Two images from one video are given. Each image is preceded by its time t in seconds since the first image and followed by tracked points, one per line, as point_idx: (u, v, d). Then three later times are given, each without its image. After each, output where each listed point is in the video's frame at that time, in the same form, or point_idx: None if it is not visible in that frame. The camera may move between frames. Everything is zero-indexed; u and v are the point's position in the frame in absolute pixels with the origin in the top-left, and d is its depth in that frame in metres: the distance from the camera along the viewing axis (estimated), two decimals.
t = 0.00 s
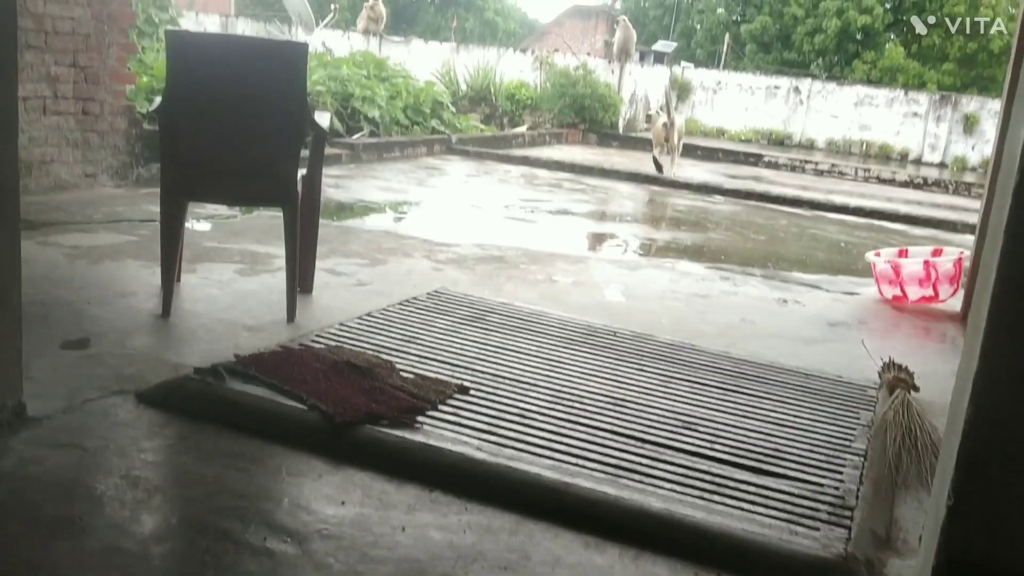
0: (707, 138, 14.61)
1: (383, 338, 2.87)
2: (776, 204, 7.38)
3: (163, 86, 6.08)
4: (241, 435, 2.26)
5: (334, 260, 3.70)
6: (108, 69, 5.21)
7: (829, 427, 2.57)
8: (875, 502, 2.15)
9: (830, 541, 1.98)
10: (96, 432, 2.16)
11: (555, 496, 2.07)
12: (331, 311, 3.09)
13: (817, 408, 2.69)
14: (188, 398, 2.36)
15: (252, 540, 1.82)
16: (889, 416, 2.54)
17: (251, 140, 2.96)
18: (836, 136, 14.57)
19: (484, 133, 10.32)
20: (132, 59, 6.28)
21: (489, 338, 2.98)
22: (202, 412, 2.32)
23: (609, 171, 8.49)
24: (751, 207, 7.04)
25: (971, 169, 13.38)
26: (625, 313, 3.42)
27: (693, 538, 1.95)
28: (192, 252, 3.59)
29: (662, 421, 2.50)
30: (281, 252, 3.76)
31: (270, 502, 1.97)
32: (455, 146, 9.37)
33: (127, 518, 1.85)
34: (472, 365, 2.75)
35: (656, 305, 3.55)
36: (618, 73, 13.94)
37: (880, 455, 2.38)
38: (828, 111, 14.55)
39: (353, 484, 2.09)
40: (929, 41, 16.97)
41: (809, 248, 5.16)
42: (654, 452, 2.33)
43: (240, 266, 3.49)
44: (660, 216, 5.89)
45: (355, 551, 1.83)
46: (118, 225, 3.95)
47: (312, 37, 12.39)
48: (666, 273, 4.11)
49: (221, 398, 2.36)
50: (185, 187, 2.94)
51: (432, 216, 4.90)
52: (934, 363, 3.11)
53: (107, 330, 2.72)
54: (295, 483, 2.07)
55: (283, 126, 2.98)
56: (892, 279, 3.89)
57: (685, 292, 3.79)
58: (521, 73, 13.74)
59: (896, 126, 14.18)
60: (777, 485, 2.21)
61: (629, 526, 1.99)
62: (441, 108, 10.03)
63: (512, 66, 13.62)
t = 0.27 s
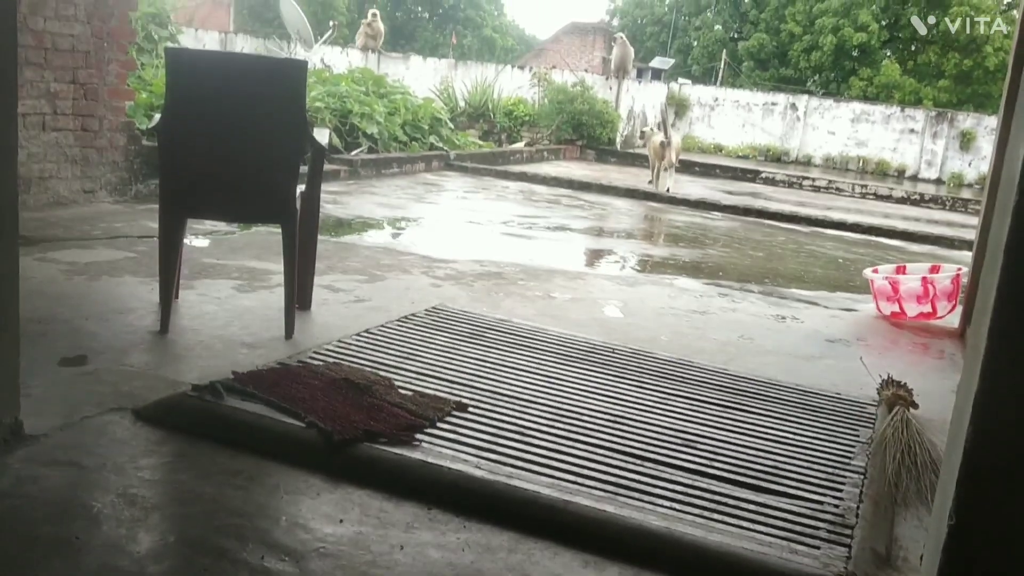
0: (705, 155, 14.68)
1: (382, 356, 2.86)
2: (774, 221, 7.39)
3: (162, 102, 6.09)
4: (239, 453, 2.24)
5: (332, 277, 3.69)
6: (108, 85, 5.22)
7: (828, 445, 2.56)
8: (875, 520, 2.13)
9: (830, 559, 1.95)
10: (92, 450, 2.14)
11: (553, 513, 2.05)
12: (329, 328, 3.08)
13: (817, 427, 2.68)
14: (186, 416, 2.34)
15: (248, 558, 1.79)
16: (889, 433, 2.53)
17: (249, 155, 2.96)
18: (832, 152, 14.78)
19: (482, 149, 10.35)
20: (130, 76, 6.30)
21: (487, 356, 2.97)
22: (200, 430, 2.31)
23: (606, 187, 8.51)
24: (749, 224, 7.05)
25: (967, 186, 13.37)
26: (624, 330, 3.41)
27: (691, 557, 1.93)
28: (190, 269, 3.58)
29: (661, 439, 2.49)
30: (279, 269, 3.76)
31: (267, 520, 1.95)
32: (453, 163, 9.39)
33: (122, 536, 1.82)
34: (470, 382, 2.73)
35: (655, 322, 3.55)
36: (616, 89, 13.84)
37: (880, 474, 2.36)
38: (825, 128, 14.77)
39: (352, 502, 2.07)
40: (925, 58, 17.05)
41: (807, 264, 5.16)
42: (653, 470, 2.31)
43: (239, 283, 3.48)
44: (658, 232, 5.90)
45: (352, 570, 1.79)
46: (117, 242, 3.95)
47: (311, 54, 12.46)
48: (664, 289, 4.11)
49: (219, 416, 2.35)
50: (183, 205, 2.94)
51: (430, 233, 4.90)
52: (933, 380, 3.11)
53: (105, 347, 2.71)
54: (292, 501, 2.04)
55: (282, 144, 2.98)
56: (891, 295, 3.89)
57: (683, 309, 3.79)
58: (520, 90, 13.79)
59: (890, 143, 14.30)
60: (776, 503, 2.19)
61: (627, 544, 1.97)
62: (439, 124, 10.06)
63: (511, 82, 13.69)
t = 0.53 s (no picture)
0: (706, 166, 14.73)
1: (383, 367, 2.87)
2: (775, 232, 7.40)
3: (164, 113, 6.10)
4: (240, 464, 2.24)
5: (333, 288, 3.70)
6: (110, 97, 5.24)
7: (829, 457, 2.55)
8: (877, 532, 2.12)
9: (832, 572, 1.94)
10: (93, 462, 2.14)
11: (553, 525, 2.04)
12: (330, 339, 3.08)
13: (818, 439, 2.67)
14: (187, 427, 2.34)
15: (248, 570, 1.78)
16: (890, 445, 2.52)
17: (251, 166, 2.97)
18: (833, 164, 14.81)
19: (482, 160, 10.37)
20: (132, 87, 6.32)
21: (488, 367, 2.97)
22: (201, 441, 2.30)
23: (607, 199, 8.52)
24: (750, 235, 7.06)
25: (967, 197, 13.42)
26: (625, 341, 3.41)
27: (691, 569, 1.91)
28: (191, 280, 3.59)
29: (662, 451, 2.48)
30: (281, 280, 3.76)
31: (268, 532, 1.94)
32: (454, 174, 9.41)
33: (122, 548, 1.81)
34: (471, 394, 2.73)
35: (655, 333, 3.56)
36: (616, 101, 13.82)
37: (882, 486, 2.35)
38: (826, 139, 14.85)
39: (353, 514, 2.06)
40: (925, 70, 17.10)
41: (808, 275, 5.16)
42: (654, 482, 2.30)
43: (240, 294, 3.49)
44: (659, 243, 5.91)
45: None
46: (119, 253, 3.96)
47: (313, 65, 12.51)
48: (665, 301, 4.11)
49: (220, 427, 2.35)
50: (184, 216, 2.95)
51: (431, 244, 4.91)
52: (935, 392, 3.10)
53: (106, 358, 2.71)
54: (293, 513, 2.04)
55: (284, 154, 2.99)
56: (891, 307, 3.89)
57: (684, 320, 3.79)
58: (521, 101, 13.83)
59: (890, 156, 14.30)
60: (777, 515, 2.18)
61: (627, 556, 1.95)
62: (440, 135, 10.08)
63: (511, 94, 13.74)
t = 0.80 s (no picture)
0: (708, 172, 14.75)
1: (386, 372, 2.87)
2: (777, 238, 7.41)
3: (167, 119, 6.10)
4: (242, 470, 2.23)
5: (335, 293, 3.70)
6: (113, 103, 5.24)
7: (833, 464, 2.54)
8: (881, 538, 2.11)
9: None
10: (96, 467, 2.14)
11: (557, 531, 2.04)
12: (333, 345, 3.08)
13: (822, 445, 2.66)
14: (190, 433, 2.34)
15: None
16: (894, 452, 2.52)
17: (256, 172, 2.98)
18: (836, 170, 14.83)
19: (485, 166, 10.38)
20: (136, 93, 6.33)
21: (491, 373, 2.97)
22: (204, 447, 2.30)
23: (609, 205, 8.53)
24: (753, 241, 7.06)
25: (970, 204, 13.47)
26: (627, 347, 3.41)
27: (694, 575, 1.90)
28: (194, 285, 3.59)
29: (665, 457, 2.48)
30: (283, 285, 3.77)
31: (271, 537, 1.93)
32: (456, 179, 9.42)
33: (126, 553, 1.81)
34: (474, 400, 2.73)
35: (658, 339, 3.55)
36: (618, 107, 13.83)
37: (885, 492, 2.34)
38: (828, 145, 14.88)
39: (356, 520, 2.06)
40: (927, 76, 17.13)
41: (810, 281, 5.16)
42: (657, 488, 2.29)
43: (243, 299, 3.49)
44: (661, 249, 5.91)
45: None
46: (122, 258, 3.96)
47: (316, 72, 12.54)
48: (667, 306, 4.11)
49: (223, 432, 2.35)
50: (187, 222, 2.94)
51: (433, 250, 4.91)
52: (938, 398, 3.10)
53: (109, 364, 2.71)
54: (296, 518, 2.03)
55: (287, 160, 3.00)
56: (895, 313, 3.89)
57: (687, 326, 3.79)
58: (523, 107, 13.85)
59: (893, 162, 14.33)
60: (780, 522, 2.17)
61: (631, 563, 1.95)
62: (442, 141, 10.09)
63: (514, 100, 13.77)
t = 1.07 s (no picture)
0: (711, 175, 14.76)
1: (389, 375, 2.87)
2: (780, 241, 7.41)
3: (171, 122, 6.11)
4: (246, 473, 2.23)
5: (338, 296, 3.70)
6: (117, 106, 5.25)
7: (837, 467, 2.54)
8: (885, 542, 2.10)
9: None
10: (100, 469, 2.14)
11: (560, 535, 2.03)
12: (336, 348, 3.08)
13: (825, 448, 2.66)
14: (193, 436, 2.34)
15: None
16: (898, 455, 2.51)
17: (259, 175, 2.98)
18: (839, 174, 14.83)
19: (487, 169, 10.39)
20: (139, 97, 6.34)
21: (494, 376, 2.97)
22: (208, 449, 2.30)
23: (612, 208, 8.53)
24: (756, 244, 7.06)
25: (973, 207, 13.50)
26: (631, 349, 3.41)
27: None
28: (197, 288, 3.59)
29: (668, 460, 2.47)
30: (286, 288, 3.77)
31: (274, 540, 1.93)
32: (459, 183, 9.43)
33: (129, 555, 1.81)
34: (477, 402, 2.73)
35: (661, 342, 3.55)
36: (621, 110, 13.85)
37: (889, 496, 2.33)
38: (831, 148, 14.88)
39: (359, 523, 2.05)
40: (930, 79, 17.13)
41: (814, 284, 5.16)
42: (661, 491, 2.29)
43: (246, 302, 3.49)
44: (664, 252, 5.91)
45: None
46: (125, 261, 3.97)
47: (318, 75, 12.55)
48: (670, 309, 4.11)
49: (226, 435, 2.35)
50: (190, 225, 2.95)
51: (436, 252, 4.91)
52: (942, 401, 3.09)
53: (112, 366, 2.71)
54: (299, 521, 2.03)
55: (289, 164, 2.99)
56: (898, 316, 3.89)
57: (690, 329, 3.79)
58: (525, 111, 13.86)
59: (897, 165, 14.31)
60: (784, 525, 2.16)
61: (634, 567, 1.94)
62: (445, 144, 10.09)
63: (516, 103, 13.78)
